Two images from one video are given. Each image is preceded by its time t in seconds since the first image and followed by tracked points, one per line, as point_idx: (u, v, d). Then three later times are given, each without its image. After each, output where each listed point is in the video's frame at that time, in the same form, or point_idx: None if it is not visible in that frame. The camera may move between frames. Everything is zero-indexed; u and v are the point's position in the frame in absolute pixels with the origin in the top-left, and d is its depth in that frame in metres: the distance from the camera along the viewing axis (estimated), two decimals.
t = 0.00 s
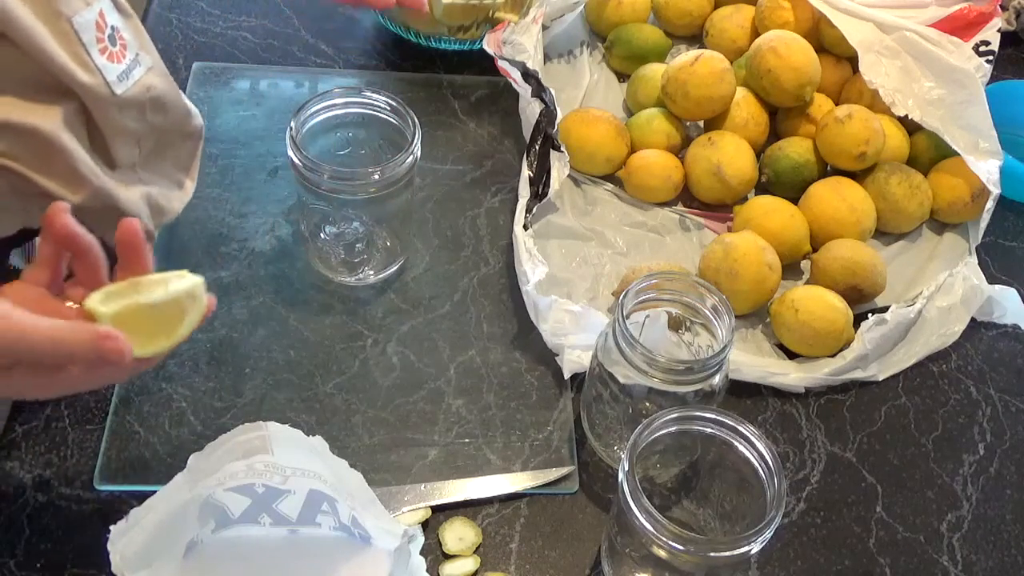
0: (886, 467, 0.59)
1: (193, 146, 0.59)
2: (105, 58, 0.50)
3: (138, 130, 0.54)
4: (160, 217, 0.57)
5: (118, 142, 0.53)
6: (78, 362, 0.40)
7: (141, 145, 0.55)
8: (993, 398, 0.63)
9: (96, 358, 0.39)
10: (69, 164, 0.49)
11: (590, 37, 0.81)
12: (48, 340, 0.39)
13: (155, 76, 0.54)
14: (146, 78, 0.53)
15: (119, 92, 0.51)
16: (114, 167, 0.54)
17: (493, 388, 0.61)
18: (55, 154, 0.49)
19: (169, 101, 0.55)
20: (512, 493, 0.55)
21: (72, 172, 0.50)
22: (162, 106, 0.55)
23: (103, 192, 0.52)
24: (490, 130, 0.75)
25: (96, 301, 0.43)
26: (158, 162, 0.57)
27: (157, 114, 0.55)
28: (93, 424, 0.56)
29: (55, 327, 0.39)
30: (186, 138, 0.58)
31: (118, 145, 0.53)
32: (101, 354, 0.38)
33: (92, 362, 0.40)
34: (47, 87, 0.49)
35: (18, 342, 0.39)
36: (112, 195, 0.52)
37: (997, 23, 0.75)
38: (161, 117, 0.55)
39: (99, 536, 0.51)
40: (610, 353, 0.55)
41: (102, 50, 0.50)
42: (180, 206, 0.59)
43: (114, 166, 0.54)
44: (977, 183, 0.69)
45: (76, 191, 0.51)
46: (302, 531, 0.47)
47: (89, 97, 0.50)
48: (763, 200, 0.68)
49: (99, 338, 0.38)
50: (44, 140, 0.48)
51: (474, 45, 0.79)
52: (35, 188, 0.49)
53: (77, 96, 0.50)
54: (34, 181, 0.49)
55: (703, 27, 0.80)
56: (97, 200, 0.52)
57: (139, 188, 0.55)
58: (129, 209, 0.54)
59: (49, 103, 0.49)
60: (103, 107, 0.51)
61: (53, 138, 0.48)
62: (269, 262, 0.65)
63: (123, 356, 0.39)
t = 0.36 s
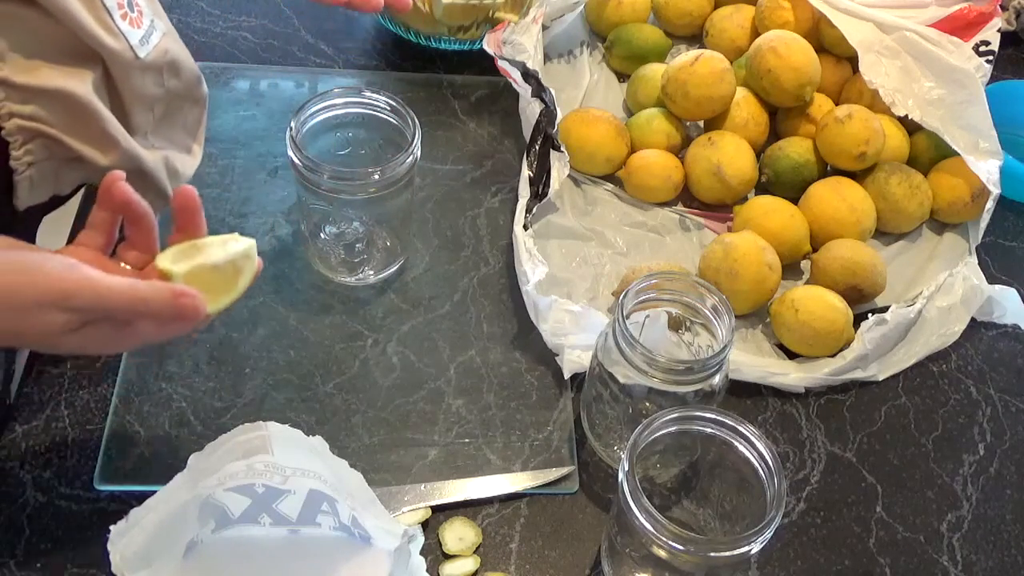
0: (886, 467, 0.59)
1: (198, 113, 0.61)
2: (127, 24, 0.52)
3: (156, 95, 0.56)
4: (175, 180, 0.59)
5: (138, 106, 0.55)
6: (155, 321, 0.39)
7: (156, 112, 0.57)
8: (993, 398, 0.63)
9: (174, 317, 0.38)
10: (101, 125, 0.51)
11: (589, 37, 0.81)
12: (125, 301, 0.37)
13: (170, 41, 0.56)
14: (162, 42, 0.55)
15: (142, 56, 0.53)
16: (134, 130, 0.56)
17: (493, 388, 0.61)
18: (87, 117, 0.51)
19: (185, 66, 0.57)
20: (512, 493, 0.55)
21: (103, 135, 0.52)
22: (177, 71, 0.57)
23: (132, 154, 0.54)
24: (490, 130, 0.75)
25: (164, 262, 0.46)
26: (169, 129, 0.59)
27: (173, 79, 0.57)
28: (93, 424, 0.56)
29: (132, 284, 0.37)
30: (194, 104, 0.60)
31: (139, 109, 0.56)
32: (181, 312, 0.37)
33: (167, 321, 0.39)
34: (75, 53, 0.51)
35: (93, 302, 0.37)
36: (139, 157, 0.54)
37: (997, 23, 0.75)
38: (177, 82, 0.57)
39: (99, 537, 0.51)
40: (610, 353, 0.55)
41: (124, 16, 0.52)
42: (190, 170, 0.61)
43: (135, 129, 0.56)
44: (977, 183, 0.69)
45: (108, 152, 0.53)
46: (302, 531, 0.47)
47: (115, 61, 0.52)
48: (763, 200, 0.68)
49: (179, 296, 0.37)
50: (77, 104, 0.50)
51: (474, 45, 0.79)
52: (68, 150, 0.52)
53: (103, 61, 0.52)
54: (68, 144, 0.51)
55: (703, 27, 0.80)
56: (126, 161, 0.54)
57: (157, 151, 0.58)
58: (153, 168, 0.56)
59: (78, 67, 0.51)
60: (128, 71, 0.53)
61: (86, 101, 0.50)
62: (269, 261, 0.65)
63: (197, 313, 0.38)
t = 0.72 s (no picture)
0: (886, 467, 0.59)
1: (200, 122, 0.61)
2: (128, 33, 0.53)
3: (157, 104, 0.57)
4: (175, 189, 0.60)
5: (139, 114, 0.55)
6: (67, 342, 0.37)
7: (157, 120, 0.58)
8: (993, 398, 0.63)
9: (73, 328, 0.36)
10: (99, 134, 0.51)
11: (590, 37, 0.81)
12: (27, 316, 0.37)
13: (172, 51, 0.57)
14: (164, 51, 0.56)
15: (143, 65, 0.54)
16: (135, 139, 0.56)
17: (493, 388, 0.61)
18: (85, 124, 0.51)
19: (186, 76, 0.58)
20: (512, 493, 0.55)
21: (102, 143, 0.52)
22: (178, 81, 0.58)
23: (130, 165, 0.53)
24: (490, 130, 0.75)
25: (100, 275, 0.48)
26: (170, 139, 0.60)
27: (174, 88, 0.57)
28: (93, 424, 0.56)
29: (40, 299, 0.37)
30: (194, 114, 0.60)
31: (141, 117, 0.56)
32: (77, 315, 0.36)
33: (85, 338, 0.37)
34: (75, 61, 0.51)
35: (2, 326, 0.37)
36: (138, 166, 0.54)
37: (997, 23, 0.75)
38: (179, 91, 0.58)
39: (99, 537, 0.51)
40: (610, 353, 0.55)
41: (124, 25, 0.52)
42: (191, 180, 0.61)
43: (136, 138, 0.56)
44: (977, 183, 0.69)
45: (106, 162, 0.52)
46: (302, 531, 0.47)
47: (116, 70, 0.52)
48: (764, 200, 0.68)
49: (75, 297, 0.36)
50: (75, 112, 0.50)
51: (474, 44, 0.79)
52: (67, 159, 0.51)
53: (104, 70, 0.52)
54: (66, 152, 0.51)
55: (703, 26, 0.80)
56: (124, 172, 0.53)
57: (157, 160, 0.58)
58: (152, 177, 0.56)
59: (78, 76, 0.51)
60: (128, 80, 0.53)
61: (84, 108, 0.50)
62: (269, 261, 0.65)
63: (105, 324, 0.36)
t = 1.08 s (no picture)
0: (886, 467, 0.59)
1: (200, 133, 0.62)
2: (127, 45, 0.53)
3: (157, 116, 0.57)
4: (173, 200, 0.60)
5: (138, 127, 0.56)
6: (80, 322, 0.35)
7: (157, 131, 0.58)
8: (993, 398, 0.63)
9: (84, 309, 0.34)
10: (95, 146, 0.51)
11: (589, 37, 0.81)
12: (34, 305, 0.34)
13: (173, 63, 0.57)
14: (164, 64, 0.56)
15: (141, 78, 0.54)
16: (135, 152, 0.56)
17: (493, 388, 0.61)
18: (82, 136, 0.51)
19: (186, 87, 0.58)
20: (512, 493, 0.55)
21: (99, 154, 0.52)
22: (178, 94, 0.58)
23: (126, 176, 0.53)
24: (490, 130, 0.75)
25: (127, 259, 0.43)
26: (170, 148, 0.60)
27: (174, 100, 0.58)
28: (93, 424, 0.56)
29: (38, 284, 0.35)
30: (194, 126, 0.61)
31: (140, 130, 0.56)
32: (82, 296, 0.33)
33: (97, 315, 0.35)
34: (73, 74, 0.51)
35: (9, 315, 0.35)
36: (133, 177, 0.54)
37: (997, 23, 0.75)
38: (178, 103, 0.58)
39: (100, 536, 0.51)
40: (610, 353, 0.55)
41: (124, 37, 0.53)
42: (190, 191, 0.61)
43: (135, 151, 0.56)
44: (977, 183, 0.69)
45: (101, 174, 0.52)
46: (302, 531, 0.48)
47: (114, 82, 0.52)
48: (764, 200, 0.68)
49: (77, 277, 0.33)
50: (71, 124, 0.50)
51: (474, 44, 0.79)
52: (61, 171, 0.51)
53: (101, 83, 0.52)
54: (61, 164, 0.51)
55: (703, 27, 0.80)
56: (120, 183, 0.53)
57: (156, 171, 0.58)
58: (149, 189, 0.56)
59: (75, 88, 0.51)
60: (126, 92, 0.53)
61: (81, 120, 0.50)
62: (269, 262, 0.65)
63: (111, 300, 0.34)
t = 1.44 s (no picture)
0: (886, 467, 0.59)
1: (202, 126, 0.62)
2: (133, 38, 0.52)
3: (161, 110, 0.57)
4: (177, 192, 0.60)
5: (143, 120, 0.55)
6: (87, 313, 0.38)
7: (161, 124, 0.58)
8: (993, 398, 0.63)
9: (92, 297, 0.36)
10: (100, 139, 0.51)
11: (589, 37, 0.81)
12: (45, 296, 0.37)
13: (177, 57, 0.57)
14: (169, 57, 0.56)
15: (146, 71, 0.53)
16: (139, 144, 0.56)
17: (493, 388, 0.61)
18: (88, 130, 0.51)
19: (190, 81, 0.58)
20: (512, 493, 0.55)
21: (104, 148, 0.52)
22: (183, 87, 0.58)
23: (132, 168, 0.53)
24: (490, 130, 0.75)
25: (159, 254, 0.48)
26: (173, 142, 0.60)
27: (178, 93, 0.57)
28: (93, 424, 0.56)
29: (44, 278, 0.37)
30: (197, 119, 0.61)
31: (144, 123, 0.56)
32: (92, 286, 0.36)
33: (105, 306, 0.38)
34: (79, 66, 0.51)
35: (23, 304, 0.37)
36: (139, 170, 0.54)
37: (997, 23, 0.75)
38: (183, 96, 0.58)
39: (99, 536, 0.51)
40: (610, 353, 0.55)
41: (129, 30, 0.52)
42: (193, 184, 0.62)
43: (140, 144, 0.56)
44: (977, 183, 0.69)
45: (107, 166, 0.53)
46: (302, 531, 0.48)
47: (119, 75, 0.52)
48: (763, 200, 0.68)
49: (85, 268, 0.36)
50: (77, 117, 0.50)
51: (474, 44, 0.79)
52: (68, 163, 0.51)
53: (108, 75, 0.52)
54: (68, 156, 0.51)
55: (703, 27, 0.80)
56: (126, 175, 0.54)
57: (160, 164, 0.58)
58: (154, 181, 0.56)
59: (82, 80, 0.51)
60: (131, 85, 0.53)
61: (87, 114, 0.50)
62: (269, 262, 0.65)
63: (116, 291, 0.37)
